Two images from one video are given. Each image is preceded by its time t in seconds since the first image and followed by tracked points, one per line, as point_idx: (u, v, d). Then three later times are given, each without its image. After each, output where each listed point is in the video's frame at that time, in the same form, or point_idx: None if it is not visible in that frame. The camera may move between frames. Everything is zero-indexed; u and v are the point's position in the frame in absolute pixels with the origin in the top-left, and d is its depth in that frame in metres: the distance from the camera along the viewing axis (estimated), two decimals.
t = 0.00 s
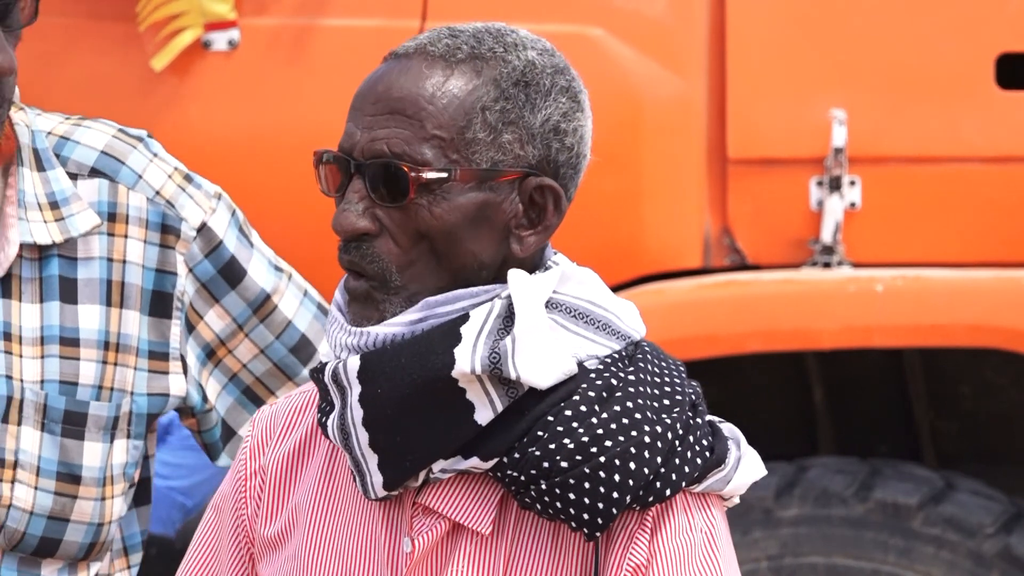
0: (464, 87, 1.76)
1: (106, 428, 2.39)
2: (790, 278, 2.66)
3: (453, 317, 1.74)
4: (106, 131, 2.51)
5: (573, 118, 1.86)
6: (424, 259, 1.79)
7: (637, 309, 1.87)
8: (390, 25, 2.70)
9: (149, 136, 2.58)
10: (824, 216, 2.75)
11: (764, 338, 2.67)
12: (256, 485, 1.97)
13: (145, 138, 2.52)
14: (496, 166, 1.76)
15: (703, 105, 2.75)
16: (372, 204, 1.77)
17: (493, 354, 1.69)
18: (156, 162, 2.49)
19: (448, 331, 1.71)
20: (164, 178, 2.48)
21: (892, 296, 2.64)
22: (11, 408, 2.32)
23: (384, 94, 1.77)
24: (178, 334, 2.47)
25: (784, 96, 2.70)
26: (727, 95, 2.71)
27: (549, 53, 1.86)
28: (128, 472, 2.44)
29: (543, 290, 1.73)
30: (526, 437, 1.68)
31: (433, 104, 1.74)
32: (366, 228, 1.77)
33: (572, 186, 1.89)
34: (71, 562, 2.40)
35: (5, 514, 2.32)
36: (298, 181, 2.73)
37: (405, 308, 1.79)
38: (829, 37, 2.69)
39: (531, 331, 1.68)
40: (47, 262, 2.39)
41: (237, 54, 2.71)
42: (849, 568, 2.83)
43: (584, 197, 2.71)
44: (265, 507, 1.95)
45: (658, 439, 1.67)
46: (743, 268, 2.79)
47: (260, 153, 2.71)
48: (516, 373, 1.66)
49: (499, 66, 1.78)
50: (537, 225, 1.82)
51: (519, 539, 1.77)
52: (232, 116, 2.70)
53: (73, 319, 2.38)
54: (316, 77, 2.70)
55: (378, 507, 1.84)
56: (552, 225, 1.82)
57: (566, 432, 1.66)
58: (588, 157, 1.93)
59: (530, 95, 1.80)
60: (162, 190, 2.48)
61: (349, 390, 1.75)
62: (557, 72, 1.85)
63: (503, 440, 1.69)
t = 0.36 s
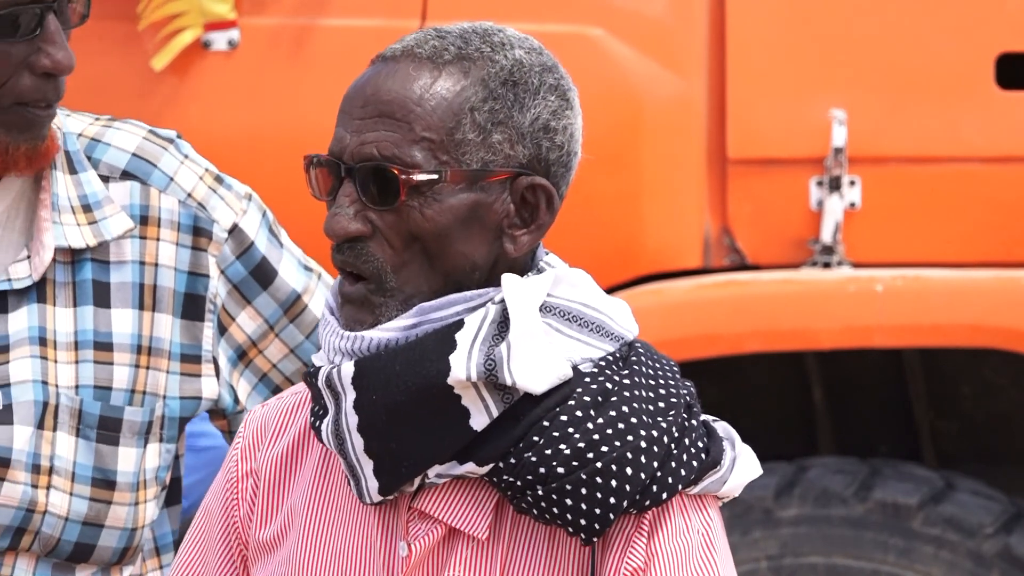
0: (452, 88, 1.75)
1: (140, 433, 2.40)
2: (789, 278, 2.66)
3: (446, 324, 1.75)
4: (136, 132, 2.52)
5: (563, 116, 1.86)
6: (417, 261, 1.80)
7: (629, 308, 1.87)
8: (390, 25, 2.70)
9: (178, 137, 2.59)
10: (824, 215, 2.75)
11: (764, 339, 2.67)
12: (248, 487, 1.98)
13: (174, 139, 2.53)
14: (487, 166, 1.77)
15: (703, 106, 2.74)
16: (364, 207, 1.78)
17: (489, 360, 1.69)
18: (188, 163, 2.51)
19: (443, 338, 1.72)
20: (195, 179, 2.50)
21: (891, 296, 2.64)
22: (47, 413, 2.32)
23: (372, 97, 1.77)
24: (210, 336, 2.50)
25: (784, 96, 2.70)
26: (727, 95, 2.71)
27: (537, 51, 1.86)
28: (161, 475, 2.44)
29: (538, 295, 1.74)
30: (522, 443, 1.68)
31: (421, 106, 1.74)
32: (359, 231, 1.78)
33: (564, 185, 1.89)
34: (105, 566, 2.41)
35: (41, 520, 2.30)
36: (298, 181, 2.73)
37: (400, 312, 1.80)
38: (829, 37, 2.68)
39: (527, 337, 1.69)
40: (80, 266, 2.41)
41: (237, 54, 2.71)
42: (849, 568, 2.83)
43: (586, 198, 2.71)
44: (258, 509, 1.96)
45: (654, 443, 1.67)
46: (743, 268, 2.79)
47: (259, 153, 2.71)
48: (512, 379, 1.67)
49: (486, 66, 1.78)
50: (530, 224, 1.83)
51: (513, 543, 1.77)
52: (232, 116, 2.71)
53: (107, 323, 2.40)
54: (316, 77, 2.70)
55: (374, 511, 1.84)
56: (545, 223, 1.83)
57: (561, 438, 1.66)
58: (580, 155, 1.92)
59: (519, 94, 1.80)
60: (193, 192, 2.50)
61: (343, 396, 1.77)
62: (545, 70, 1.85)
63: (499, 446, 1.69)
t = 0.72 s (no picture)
0: (468, 75, 1.79)
1: (168, 438, 2.40)
2: (790, 278, 2.66)
3: (447, 321, 1.75)
4: (167, 139, 2.53)
5: (574, 114, 1.89)
6: (423, 246, 1.81)
7: (632, 310, 1.88)
8: (390, 25, 2.70)
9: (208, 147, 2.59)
10: (824, 216, 2.75)
11: (764, 338, 2.67)
12: (250, 486, 1.99)
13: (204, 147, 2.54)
14: (497, 154, 1.79)
15: (703, 106, 2.75)
16: (373, 188, 1.79)
17: (488, 356, 1.69)
18: (217, 171, 2.51)
19: (443, 334, 1.73)
20: (224, 188, 2.50)
21: (891, 296, 2.64)
22: (77, 418, 2.33)
23: (387, 81, 1.80)
24: (238, 343, 2.49)
25: (783, 96, 2.70)
26: (727, 95, 2.71)
27: (553, 50, 1.90)
28: (186, 480, 2.44)
29: (537, 292, 1.75)
30: (521, 440, 1.69)
31: (437, 89, 1.77)
32: (367, 211, 1.79)
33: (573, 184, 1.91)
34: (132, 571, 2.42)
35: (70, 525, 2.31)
36: (298, 181, 2.73)
37: (404, 294, 1.80)
38: (828, 36, 2.69)
39: (526, 334, 1.69)
40: (111, 272, 2.42)
41: (237, 54, 2.71)
42: (849, 568, 2.83)
43: (588, 198, 2.71)
44: (258, 508, 1.96)
45: (653, 441, 1.67)
46: (743, 268, 2.79)
47: (259, 153, 2.71)
48: (511, 375, 1.67)
49: (502, 57, 1.82)
50: (537, 217, 1.85)
51: (513, 543, 1.77)
52: (232, 116, 2.71)
53: (137, 329, 2.40)
54: (316, 77, 2.70)
55: (374, 509, 1.85)
56: (553, 216, 1.85)
57: (560, 435, 1.66)
58: (588, 158, 1.95)
59: (533, 86, 1.83)
60: (223, 200, 2.49)
61: (343, 391, 1.77)
62: (560, 68, 1.88)
63: (498, 443, 1.70)
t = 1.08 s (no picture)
0: (461, 76, 1.79)
1: (207, 454, 2.36)
2: (789, 278, 2.66)
3: (447, 324, 1.75)
4: (220, 158, 2.49)
5: (566, 107, 1.90)
6: (428, 250, 1.80)
7: (632, 308, 1.87)
8: (389, 25, 2.70)
9: (261, 169, 2.55)
10: (824, 215, 2.75)
11: (764, 338, 2.67)
12: (251, 487, 1.98)
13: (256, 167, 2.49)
14: (497, 152, 1.80)
15: (703, 106, 2.75)
16: (375, 194, 1.78)
17: (490, 359, 1.69)
18: (268, 193, 2.45)
19: (444, 338, 1.72)
20: (274, 210, 2.43)
21: (891, 296, 2.64)
22: (119, 431, 2.33)
23: (381, 86, 1.80)
24: (278, 365, 2.41)
25: (783, 97, 2.70)
26: (727, 95, 2.71)
27: (538, 45, 1.91)
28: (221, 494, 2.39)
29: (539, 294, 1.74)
30: (523, 442, 1.69)
31: (433, 91, 1.77)
32: (371, 218, 1.78)
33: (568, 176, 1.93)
34: None
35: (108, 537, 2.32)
36: (298, 181, 2.73)
37: (409, 296, 1.79)
38: (827, 37, 2.69)
39: (528, 337, 1.69)
40: (159, 287, 2.39)
41: (236, 54, 2.71)
42: (849, 568, 2.83)
43: (589, 198, 2.71)
44: (259, 509, 1.96)
45: (655, 442, 1.67)
46: (743, 268, 2.79)
47: (258, 153, 2.71)
48: (513, 378, 1.67)
49: (492, 55, 1.82)
50: (539, 212, 1.86)
51: (516, 544, 1.77)
52: (231, 116, 2.71)
53: (182, 347, 2.37)
54: (315, 77, 2.69)
55: (377, 513, 1.84)
56: (554, 210, 1.86)
57: (563, 437, 1.66)
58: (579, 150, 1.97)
59: (525, 82, 1.84)
60: (272, 222, 2.43)
61: (345, 396, 1.76)
62: (548, 62, 1.89)
63: (501, 445, 1.70)
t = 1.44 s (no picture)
0: (439, 75, 1.83)
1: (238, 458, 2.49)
2: (789, 279, 2.66)
3: (443, 325, 1.76)
4: (250, 162, 2.62)
5: (539, 93, 1.94)
6: (430, 250, 1.84)
7: (627, 305, 1.88)
8: (389, 25, 2.70)
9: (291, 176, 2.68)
10: (823, 216, 2.75)
11: (764, 338, 2.67)
12: (251, 493, 2.01)
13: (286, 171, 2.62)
14: (484, 146, 1.84)
15: (704, 106, 2.75)
16: (371, 201, 1.81)
17: (485, 359, 1.71)
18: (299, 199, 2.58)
19: (440, 338, 1.73)
20: (304, 215, 2.58)
21: (891, 296, 2.64)
22: (152, 434, 2.44)
23: (361, 95, 1.83)
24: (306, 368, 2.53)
25: (783, 96, 2.70)
26: (728, 94, 2.71)
27: (502, 36, 1.95)
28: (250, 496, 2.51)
29: (533, 292, 1.76)
30: (521, 441, 1.69)
31: (414, 93, 1.81)
32: (371, 226, 1.81)
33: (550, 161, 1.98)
34: None
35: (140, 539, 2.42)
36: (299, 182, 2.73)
37: (418, 296, 1.83)
38: (827, 36, 2.69)
39: (522, 335, 1.71)
40: (190, 291, 2.52)
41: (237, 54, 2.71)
42: (849, 568, 2.83)
43: (587, 199, 2.71)
44: (257, 515, 1.97)
45: (653, 438, 1.67)
46: (743, 268, 2.79)
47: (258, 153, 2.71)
48: (508, 377, 1.69)
49: (463, 51, 1.86)
50: (530, 199, 1.92)
51: (517, 545, 1.77)
52: (232, 116, 2.71)
53: (212, 349, 2.49)
54: (315, 76, 2.69)
55: (377, 515, 1.84)
56: (545, 195, 1.92)
57: (560, 435, 1.67)
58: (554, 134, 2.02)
59: (500, 72, 1.88)
60: (302, 226, 2.57)
61: (342, 398, 1.78)
62: (515, 51, 1.94)
63: (499, 444, 1.71)
